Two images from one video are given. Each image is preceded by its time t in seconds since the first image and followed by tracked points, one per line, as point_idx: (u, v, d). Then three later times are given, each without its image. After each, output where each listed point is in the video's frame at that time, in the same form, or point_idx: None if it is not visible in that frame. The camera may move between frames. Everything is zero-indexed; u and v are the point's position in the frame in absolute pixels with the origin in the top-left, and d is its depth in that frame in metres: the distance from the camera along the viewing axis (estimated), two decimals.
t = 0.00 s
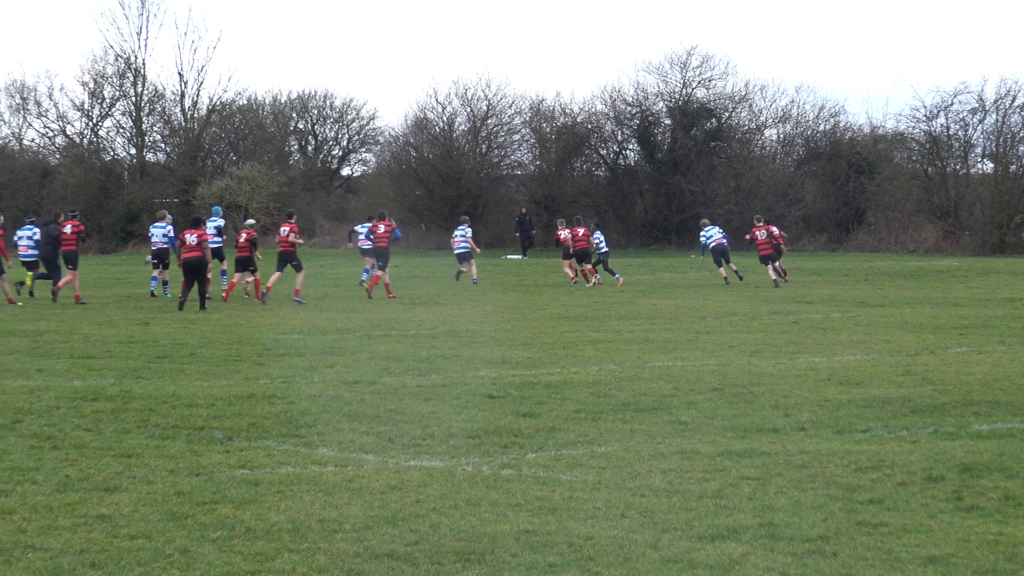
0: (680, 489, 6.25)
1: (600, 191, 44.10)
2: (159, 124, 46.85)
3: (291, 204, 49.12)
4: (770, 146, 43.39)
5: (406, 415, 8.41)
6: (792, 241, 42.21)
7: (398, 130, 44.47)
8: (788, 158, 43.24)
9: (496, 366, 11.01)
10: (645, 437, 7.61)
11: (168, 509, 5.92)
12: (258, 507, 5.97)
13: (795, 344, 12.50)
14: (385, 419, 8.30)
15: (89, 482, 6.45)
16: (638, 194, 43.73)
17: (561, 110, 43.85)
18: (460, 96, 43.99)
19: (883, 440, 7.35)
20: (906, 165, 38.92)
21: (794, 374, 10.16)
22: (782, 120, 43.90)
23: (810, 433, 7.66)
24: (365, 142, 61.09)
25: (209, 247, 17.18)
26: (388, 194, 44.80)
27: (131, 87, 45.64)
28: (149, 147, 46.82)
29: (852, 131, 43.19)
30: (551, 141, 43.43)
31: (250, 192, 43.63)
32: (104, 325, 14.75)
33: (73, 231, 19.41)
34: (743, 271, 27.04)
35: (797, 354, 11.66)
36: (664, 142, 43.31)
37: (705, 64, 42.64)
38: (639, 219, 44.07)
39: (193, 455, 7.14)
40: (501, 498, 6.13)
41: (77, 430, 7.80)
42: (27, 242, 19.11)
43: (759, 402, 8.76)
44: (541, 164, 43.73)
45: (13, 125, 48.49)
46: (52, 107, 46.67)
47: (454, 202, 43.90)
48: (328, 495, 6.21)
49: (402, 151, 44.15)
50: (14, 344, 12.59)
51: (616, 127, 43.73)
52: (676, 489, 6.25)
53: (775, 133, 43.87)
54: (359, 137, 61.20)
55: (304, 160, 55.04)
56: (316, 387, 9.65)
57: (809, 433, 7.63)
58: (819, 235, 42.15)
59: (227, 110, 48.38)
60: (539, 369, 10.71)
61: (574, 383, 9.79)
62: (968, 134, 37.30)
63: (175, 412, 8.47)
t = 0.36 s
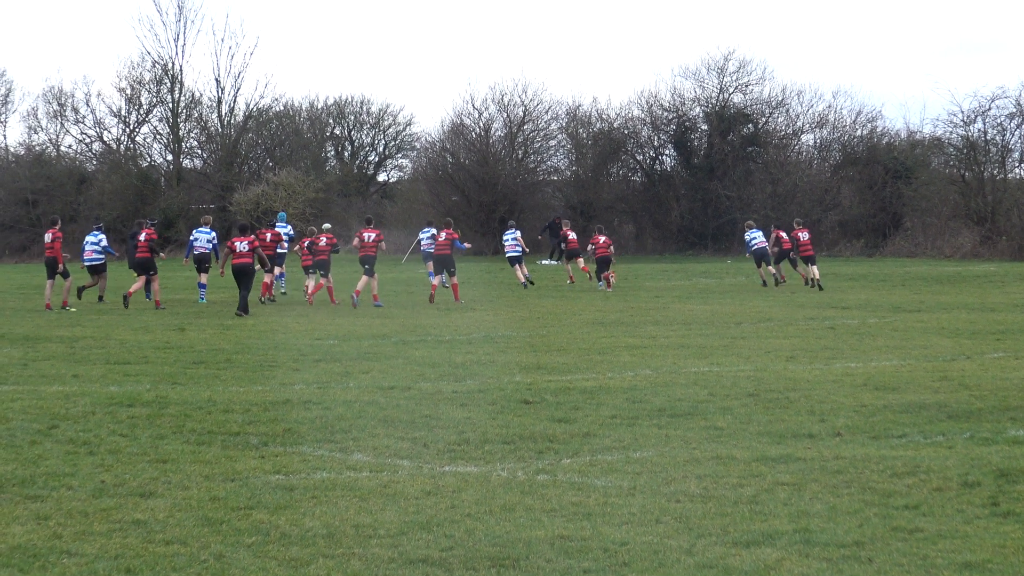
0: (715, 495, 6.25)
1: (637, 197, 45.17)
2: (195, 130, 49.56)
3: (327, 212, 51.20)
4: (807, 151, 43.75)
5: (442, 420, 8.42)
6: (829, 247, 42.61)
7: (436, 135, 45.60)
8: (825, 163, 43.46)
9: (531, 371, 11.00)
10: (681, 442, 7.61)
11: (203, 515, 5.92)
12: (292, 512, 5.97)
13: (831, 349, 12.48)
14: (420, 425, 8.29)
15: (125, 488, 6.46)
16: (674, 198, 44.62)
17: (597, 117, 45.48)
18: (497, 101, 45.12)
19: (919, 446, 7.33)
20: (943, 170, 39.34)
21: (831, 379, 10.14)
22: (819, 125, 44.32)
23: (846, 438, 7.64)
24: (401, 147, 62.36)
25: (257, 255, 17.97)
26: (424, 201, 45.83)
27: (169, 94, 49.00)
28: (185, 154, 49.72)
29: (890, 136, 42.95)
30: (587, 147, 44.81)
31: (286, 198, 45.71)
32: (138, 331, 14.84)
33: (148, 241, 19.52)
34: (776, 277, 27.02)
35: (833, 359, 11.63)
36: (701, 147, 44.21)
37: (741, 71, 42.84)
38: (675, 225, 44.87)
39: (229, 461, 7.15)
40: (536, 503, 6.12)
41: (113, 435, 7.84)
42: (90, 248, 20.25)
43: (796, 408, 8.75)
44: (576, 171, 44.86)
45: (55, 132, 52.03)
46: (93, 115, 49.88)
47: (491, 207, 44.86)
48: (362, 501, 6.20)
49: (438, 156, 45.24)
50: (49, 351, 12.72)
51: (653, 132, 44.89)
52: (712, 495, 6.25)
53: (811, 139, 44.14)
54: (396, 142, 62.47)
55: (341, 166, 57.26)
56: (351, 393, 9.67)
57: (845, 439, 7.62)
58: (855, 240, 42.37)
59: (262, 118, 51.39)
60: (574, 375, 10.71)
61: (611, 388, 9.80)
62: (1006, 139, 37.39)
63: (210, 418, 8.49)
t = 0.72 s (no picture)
0: (727, 499, 6.25)
1: (649, 201, 45.67)
2: (207, 134, 49.79)
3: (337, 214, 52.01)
4: (818, 155, 43.61)
5: (452, 425, 8.42)
6: (842, 251, 41.84)
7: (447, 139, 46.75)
8: (836, 168, 43.20)
9: (543, 376, 11.01)
10: (693, 446, 7.62)
11: (216, 519, 5.92)
12: (305, 517, 5.97)
13: (843, 354, 12.46)
14: (431, 429, 8.30)
15: (137, 492, 6.47)
16: (686, 203, 44.92)
17: (608, 121, 46.47)
18: (509, 105, 46.66)
19: (932, 451, 7.33)
20: (955, 174, 38.68)
21: (842, 384, 10.14)
22: (831, 130, 44.20)
23: (857, 443, 7.65)
24: (412, 151, 62.68)
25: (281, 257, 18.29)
26: (436, 204, 46.87)
27: (180, 98, 48.91)
28: (197, 158, 49.77)
29: (902, 141, 42.72)
30: (598, 150, 45.85)
31: (298, 202, 46.44)
32: (151, 335, 14.84)
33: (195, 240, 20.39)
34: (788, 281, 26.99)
35: (845, 364, 11.63)
36: (713, 151, 44.43)
37: (753, 75, 42.83)
38: (687, 229, 45.03)
39: (240, 465, 7.16)
40: (548, 508, 6.13)
41: (125, 439, 7.86)
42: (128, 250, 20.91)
43: (808, 413, 8.75)
44: (587, 175, 45.97)
45: (66, 136, 52.03)
46: (104, 119, 49.89)
47: (502, 212, 45.73)
48: (374, 505, 6.21)
49: (450, 160, 46.39)
50: (60, 355, 12.73)
51: (665, 137, 45.45)
52: (724, 500, 6.25)
53: (823, 143, 44.02)
54: (407, 146, 62.83)
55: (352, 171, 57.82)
56: (363, 397, 9.67)
57: (857, 444, 7.62)
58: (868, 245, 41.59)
59: (274, 122, 51.80)
60: (586, 379, 10.72)
61: (620, 392, 9.81)
62: (1018, 143, 37.12)
63: (223, 422, 8.50)
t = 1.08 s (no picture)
0: (734, 501, 6.25)
1: (655, 202, 45.71)
2: (214, 136, 50.19)
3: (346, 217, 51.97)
4: (826, 157, 43.22)
5: (460, 427, 8.42)
6: (848, 253, 41.90)
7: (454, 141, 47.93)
8: (844, 169, 42.94)
9: (550, 377, 11.01)
10: (700, 448, 7.61)
11: (223, 520, 5.93)
12: (312, 518, 5.98)
13: (849, 355, 12.46)
14: (438, 430, 8.31)
15: (143, 493, 6.47)
16: (692, 205, 44.88)
17: (616, 122, 46.55)
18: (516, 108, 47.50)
19: (938, 452, 7.33)
20: (961, 175, 37.94)
21: (850, 386, 10.13)
22: (838, 131, 43.74)
23: (864, 444, 7.64)
24: (419, 153, 62.81)
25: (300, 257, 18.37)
26: (444, 205, 48.01)
27: (187, 100, 49.25)
28: (205, 159, 50.24)
29: (908, 143, 42.82)
30: (606, 153, 46.06)
31: (305, 204, 46.24)
32: (157, 336, 14.83)
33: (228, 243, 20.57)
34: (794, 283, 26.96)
35: (853, 365, 11.61)
36: (719, 153, 44.32)
37: (761, 77, 42.83)
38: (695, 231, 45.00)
39: (247, 467, 7.16)
40: (555, 509, 6.13)
41: (133, 440, 7.87)
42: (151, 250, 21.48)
43: (815, 414, 8.75)
44: (594, 176, 46.41)
45: (73, 138, 52.10)
46: (111, 120, 49.97)
47: (510, 213, 46.91)
48: (381, 507, 6.21)
49: (457, 162, 47.45)
50: (66, 356, 12.72)
51: (671, 138, 45.29)
52: (731, 501, 6.25)
53: (830, 145, 43.66)
54: (414, 148, 62.97)
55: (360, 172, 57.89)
56: (369, 399, 9.67)
57: (864, 445, 7.61)
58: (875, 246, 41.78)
59: (280, 123, 51.74)
60: (593, 381, 10.72)
61: (627, 394, 9.82)
62: None
63: (229, 423, 8.50)
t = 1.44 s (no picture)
0: (743, 500, 6.25)
1: (663, 201, 45.46)
2: (222, 134, 49.85)
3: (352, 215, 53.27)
4: (833, 156, 43.30)
5: (469, 426, 8.42)
6: (856, 252, 41.47)
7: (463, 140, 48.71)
8: (852, 168, 42.77)
9: (559, 376, 11.03)
10: (708, 447, 7.62)
11: (231, 519, 5.93)
12: (320, 517, 5.98)
13: (858, 355, 12.45)
14: (447, 429, 8.31)
15: (151, 492, 6.48)
16: (701, 204, 44.65)
17: (625, 121, 46.92)
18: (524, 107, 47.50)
19: (947, 452, 7.33)
20: (970, 175, 38.04)
21: (858, 385, 10.14)
22: (846, 130, 44.04)
23: (873, 444, 7.64)
24: (427, 152, 62.87)
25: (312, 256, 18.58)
26: (451, 203, 48.48)
27: (195, 100, 49.05)
28: (212, 159, 49.95)
29: (916, 142, 42.53)
30: (613, 151, 46.28)
31: (313, 203, 46.18)
32: (166, 335, 14.85)
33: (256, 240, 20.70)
34: (802, 282, 26.95)
35: (861, 365, 11.62)
36: (728, 152, 44.26)
37: (768, 75, 42.74)
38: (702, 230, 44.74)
39: (255, 466, 7.16)
40: (564, 508, 6.13)
41: (142, 439, 7.88)
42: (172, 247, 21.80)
43: (823, 413, 8.75)
44: (602, 175, 46.52)
45: (81, 137, 52.13)
46: (119, 119, 49.89)
47: (517, 213, 47.32)
48: (389, 506, 6.21)
49: (465, 161, 48.10)
50: (75, 355, 12.75)
51: (680, 137, 45.39)
52: (739, 501, 6.25)
53: (837, 144, 43.87)
54: (422, 147, 63.08)
55: (369, 172, 58.50)
56: (378, 398, 9.69)
57: (872, 445, 7.61)
58: (882, 245, 41.22)
59: (289, 123, 51.79)
60: (601, 380, 10.73)
61: (636, 393, 9.83)
62: None
63: (237, 422, 8.51)
